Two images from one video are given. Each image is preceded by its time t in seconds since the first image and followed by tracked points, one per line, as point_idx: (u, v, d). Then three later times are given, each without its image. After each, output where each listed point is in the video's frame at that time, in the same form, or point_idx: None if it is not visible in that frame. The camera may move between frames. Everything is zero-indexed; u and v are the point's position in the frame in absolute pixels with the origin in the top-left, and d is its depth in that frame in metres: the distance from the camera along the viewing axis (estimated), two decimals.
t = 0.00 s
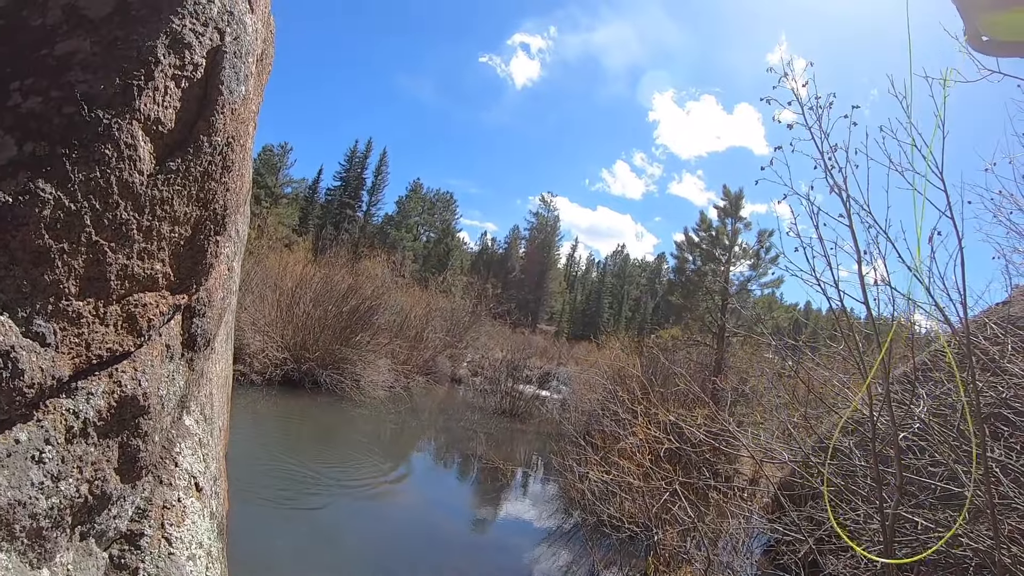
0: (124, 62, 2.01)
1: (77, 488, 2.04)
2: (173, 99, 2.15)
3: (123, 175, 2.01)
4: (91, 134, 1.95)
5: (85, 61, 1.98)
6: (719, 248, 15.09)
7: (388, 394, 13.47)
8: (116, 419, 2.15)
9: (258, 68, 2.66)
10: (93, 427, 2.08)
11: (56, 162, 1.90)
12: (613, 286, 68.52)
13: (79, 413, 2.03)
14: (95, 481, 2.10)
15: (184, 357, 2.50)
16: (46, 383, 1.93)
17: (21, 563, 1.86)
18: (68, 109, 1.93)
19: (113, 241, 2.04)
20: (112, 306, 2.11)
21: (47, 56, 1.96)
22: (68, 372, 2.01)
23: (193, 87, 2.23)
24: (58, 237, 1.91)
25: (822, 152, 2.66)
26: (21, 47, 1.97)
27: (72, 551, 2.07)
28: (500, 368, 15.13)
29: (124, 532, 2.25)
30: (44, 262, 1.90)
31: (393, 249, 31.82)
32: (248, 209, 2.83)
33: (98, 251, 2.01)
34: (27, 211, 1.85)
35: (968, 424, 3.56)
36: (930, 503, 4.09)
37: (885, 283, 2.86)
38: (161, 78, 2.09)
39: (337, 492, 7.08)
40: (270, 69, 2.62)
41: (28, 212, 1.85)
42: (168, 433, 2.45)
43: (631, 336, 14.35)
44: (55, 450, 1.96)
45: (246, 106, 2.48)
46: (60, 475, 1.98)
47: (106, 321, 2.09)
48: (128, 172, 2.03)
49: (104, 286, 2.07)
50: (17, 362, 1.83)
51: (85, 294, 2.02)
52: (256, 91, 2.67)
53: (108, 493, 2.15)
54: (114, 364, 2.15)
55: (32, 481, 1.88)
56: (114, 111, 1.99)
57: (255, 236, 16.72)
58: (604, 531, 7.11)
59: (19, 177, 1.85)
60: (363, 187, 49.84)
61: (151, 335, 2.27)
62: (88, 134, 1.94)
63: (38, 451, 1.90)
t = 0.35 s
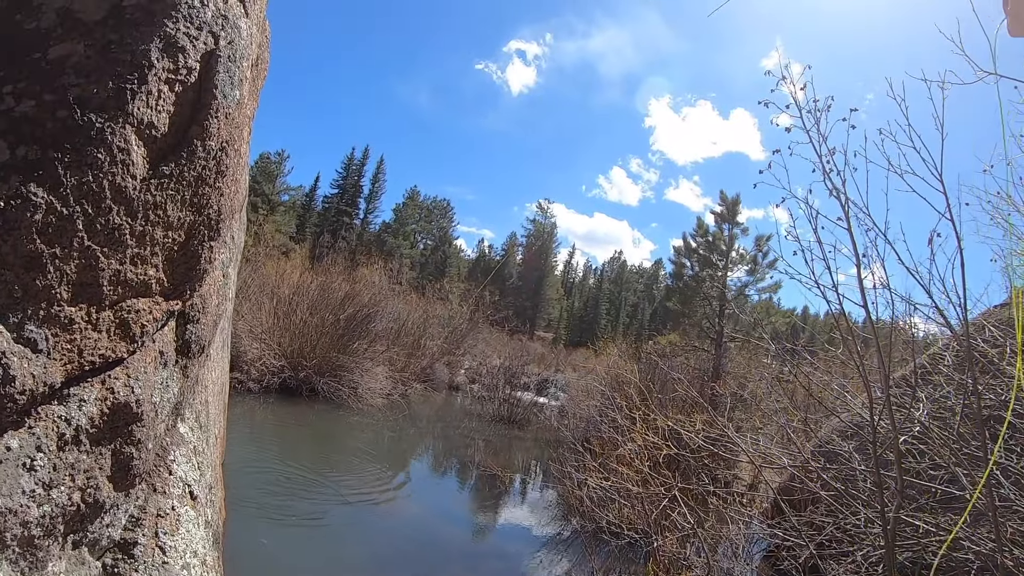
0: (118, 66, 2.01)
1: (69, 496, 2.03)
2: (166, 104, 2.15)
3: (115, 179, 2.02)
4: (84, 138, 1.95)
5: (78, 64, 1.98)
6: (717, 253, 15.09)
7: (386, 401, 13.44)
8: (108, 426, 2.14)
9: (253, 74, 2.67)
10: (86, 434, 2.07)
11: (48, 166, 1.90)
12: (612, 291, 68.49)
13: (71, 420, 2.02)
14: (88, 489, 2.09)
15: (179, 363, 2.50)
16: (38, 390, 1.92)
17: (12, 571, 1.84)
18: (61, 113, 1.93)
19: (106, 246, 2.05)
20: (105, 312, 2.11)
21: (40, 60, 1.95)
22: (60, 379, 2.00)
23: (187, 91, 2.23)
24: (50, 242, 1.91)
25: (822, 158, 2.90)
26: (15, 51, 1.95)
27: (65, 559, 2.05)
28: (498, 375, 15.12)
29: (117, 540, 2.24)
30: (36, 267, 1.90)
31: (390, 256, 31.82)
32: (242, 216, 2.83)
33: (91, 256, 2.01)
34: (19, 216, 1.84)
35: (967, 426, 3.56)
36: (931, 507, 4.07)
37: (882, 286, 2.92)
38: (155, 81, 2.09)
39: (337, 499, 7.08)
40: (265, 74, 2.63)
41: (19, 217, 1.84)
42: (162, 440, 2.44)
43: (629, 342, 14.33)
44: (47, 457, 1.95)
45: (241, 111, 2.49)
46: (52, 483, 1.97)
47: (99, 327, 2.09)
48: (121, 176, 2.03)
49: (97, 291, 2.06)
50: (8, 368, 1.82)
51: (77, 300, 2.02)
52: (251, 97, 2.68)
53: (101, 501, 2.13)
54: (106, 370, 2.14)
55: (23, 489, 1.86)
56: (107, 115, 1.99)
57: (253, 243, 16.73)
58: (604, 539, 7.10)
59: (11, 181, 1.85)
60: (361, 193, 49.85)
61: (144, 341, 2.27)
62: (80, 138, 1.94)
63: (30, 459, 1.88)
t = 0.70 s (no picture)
0: (120, 65, 2.01)
1: (72, 497, 2.03)
2: (169, 102, 2.15)
3: (118, 178, 2.02)
4: (86, 137, 1.95)
5: (80, 63, 1.98)
6: (717, 254, 15.07)
7: (387, 403, 13.45)
8: (110, 427, 2.14)
9: (255, 74, 2.67)
10: (88, 435, 2.07)
11: (50, 164, 1.90)
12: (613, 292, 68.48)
13: (73, 421, 2.02)
14: (90, 491, 2.09)
15: (181, 363, 2.50)
16: (40, 390, 1.92)
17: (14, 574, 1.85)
18: (63, 111, 1.93)
19: (108, 246, 2.05)
20: (107, 312, 2.11)
21: (42, 58, 1.97)
22: (62, 379, 2.00)
23: (189, 90, 2.23)
24: (52, 242, 1.91)
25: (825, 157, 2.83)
26: (16, 51, 1.97)
27: (67, 561, 2.05)
28: (499, 377, 15.12)
29: (119, 542, 2.25)
30: (38, 267, 1.90)
31: (391, 258, 31.82)
32: (244, 216, 2.83)
33: (93, 256, 2.01)
34: (20, 215, 1.84)
35: (969, 426, 3.55)
36: (933, 507, 4.06)
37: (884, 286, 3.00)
38: (157, 80, 2.09)
39: (338, 500, 7.09)
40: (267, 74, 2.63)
41: (21, 216, 1.84)
42: (164, 441, 2.44)
43: (630, 342, 14.30)
44: (49, 458, 1.94)
45: (243, 111, 2.49)
46: (54, 485, 1.97)
47: (100, 327, 2.09)
48: (124, 176, 2.03)
49: (99, 291, 2.07)
50: (10, 368, 1.82)
51: (78, 300, 2.02)
52: (253, 97, 2.68)
53: (103, 502, 2.14)
54: (109, 372, 2.14)
55: (25, 490, 1.86)
56: (109, 113, 1.99)
57: (254, 245, 16.73)
58: (605, 540, 7.15)
59: (12, 179, 1.85)
60: (361, 195, 49.85)
61: (147, 341, 2.27)
62: (82, 137, 1.94)
63: (31, 460, 1.87)
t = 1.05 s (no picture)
0: (128, 68, 2.02)
1: (80, 498, 2.03)
2: (177, 106, 2.15)
3: (126, 182, 2.02)
4: (94, 141, 1.96)
5: (88, 68, 1.99)
6: (721, 255, 15.02)
7: (391, 404, 13.45)
8: (118, 429, 2.15)
9: (262, 77, 2.67)
10: (96, 436, 2.08)
11: (59, 168, 1.91)
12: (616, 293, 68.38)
13: (82, 422, 2.03)
14: (98, 492, 2.10)
15: (188, 366, 2.50)
16: (49, 393, 1.92)
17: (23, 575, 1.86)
18: (72, 116, 1.95)
19: (117, 249, 2.05)
20: (115, 314, 2.11)
21: (50, 62, 1.98)
22: (71, 381, 2.01)
23: (197, 94, 2.23)
24: (61, 245, 1.92)
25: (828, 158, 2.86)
26: (26, 55, 1.99)
27: (75, 562, 2.06)
28: (503, 378, 15.10)
29: (127, 544, 2.25)
30: (47, 270, 1.91)
31: (394, 259, 31.83)
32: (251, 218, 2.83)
33: (102, 258, 2.02)
34: (30, 219, 1.86)
35: (973, 428, 3.55)
36: (938, 508, 4.05)
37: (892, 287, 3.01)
38: (165, 84, 2.10)
39: (342, 501, 7.11)
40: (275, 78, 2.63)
41: (31, 219, 1.86)
42: (172, 443, 2.45)
43: (634, 344, 14.27)
44: (57, 460, 1.96)
45: (251, 114, 2.49)
46: (63, 486, 1.98)
47: (109, 329, 2.10)
48: (132, 179, 2.03)
49: (107, 294, 2.07)
50: (19, 370, 1.84)
51: (87, 302, 2.03)
52: (260, 100, 2.68)
53: (111, 504, 2.14)
54: (117, 374, 2.15)
55: (34, 492, 1.87)
56: (118, 118, 1.99)
57: (258, 247, 16.77)
58: (609, 542, 7.18)
59: (22, 183, 1.87)
60: (365, 197, 49.89)
61: (155, 344, 2.27)
62: (91, 141, 1.95)
63: (40, 462, 1.90)
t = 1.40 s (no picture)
0: (131, 78, 2.03)
1: (83, 503, 2.03)
2: (180, 115, 2.16)
3: (130, 190, 2.02)
4: (98, 150, 1.96)
5: (92, 77, 2.00)
6: (721, 262, 15.03)
7: (391, 411, 13.42)
8: (121, 434, 2.14)
9: (264, 86, 2.68)
10: (99, 442, 2.07)
11: (64, 177, 1.91)
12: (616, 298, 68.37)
13: (85, 428, 2.02)
14: (101, 497, 2.09)
15: (190, 373, 2.49)
16: (53, 399, 1.92)
17: None
18: (75, 124, 1.95)
19: (120, 256, 2.06)
20: (118, 321, 2.11)
21: (54, 72, 1.99)
22: (74, 388, 2.00)
23: (200, 103, 2.24)
24: (65, 253, 1.92)
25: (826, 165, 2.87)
26: (30, 63, 2.00)
27: (77, 567, 2.05)
28: (503, 385, 15.08)
29: (129, 548, 2.24)
30: (51, 277, 1.91)
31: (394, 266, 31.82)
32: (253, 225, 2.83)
33: (105, 266, 2.02)
34: (34, 226, 1.86)
35: (973, 433, 3.56)
36: (938, 513, 4.05)
37: (888, 293, 2.76)
38: (168, 93, 2.10)
39: (341, 507, 7.08)
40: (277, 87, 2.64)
41: (34, 227, 1.87)
42: (174, 449, 2.45)
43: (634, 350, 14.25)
44: (61, 465, 1.95)
45: (252, 122, 2.49)
46: (66, 491, 1.97)
47: (112, 336, 2.09)
48: (136, 188, 2.04)
49: (111, 301, 2.07)
50: (23, 377, 1.83)
51: (91, 309, 2.03)
52: (262, 109, 2.69)
53: (113, 509, 2.14)
54: (120, 380, 2.14)
55: (37, 496, 1.87)
56: (121, 126, 2.00)
57: (258, 253, 16.75)
58: (609, 548, 7.18)
59: (26, 192, 1.87)
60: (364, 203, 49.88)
61: (157, 351, 2.27)
62: (95, 150, 1.96)
63: (44, 467, 1.89)
